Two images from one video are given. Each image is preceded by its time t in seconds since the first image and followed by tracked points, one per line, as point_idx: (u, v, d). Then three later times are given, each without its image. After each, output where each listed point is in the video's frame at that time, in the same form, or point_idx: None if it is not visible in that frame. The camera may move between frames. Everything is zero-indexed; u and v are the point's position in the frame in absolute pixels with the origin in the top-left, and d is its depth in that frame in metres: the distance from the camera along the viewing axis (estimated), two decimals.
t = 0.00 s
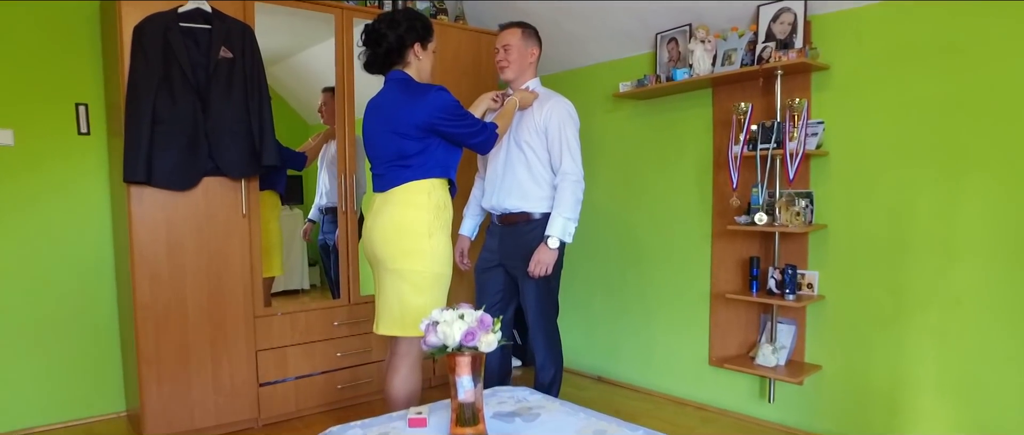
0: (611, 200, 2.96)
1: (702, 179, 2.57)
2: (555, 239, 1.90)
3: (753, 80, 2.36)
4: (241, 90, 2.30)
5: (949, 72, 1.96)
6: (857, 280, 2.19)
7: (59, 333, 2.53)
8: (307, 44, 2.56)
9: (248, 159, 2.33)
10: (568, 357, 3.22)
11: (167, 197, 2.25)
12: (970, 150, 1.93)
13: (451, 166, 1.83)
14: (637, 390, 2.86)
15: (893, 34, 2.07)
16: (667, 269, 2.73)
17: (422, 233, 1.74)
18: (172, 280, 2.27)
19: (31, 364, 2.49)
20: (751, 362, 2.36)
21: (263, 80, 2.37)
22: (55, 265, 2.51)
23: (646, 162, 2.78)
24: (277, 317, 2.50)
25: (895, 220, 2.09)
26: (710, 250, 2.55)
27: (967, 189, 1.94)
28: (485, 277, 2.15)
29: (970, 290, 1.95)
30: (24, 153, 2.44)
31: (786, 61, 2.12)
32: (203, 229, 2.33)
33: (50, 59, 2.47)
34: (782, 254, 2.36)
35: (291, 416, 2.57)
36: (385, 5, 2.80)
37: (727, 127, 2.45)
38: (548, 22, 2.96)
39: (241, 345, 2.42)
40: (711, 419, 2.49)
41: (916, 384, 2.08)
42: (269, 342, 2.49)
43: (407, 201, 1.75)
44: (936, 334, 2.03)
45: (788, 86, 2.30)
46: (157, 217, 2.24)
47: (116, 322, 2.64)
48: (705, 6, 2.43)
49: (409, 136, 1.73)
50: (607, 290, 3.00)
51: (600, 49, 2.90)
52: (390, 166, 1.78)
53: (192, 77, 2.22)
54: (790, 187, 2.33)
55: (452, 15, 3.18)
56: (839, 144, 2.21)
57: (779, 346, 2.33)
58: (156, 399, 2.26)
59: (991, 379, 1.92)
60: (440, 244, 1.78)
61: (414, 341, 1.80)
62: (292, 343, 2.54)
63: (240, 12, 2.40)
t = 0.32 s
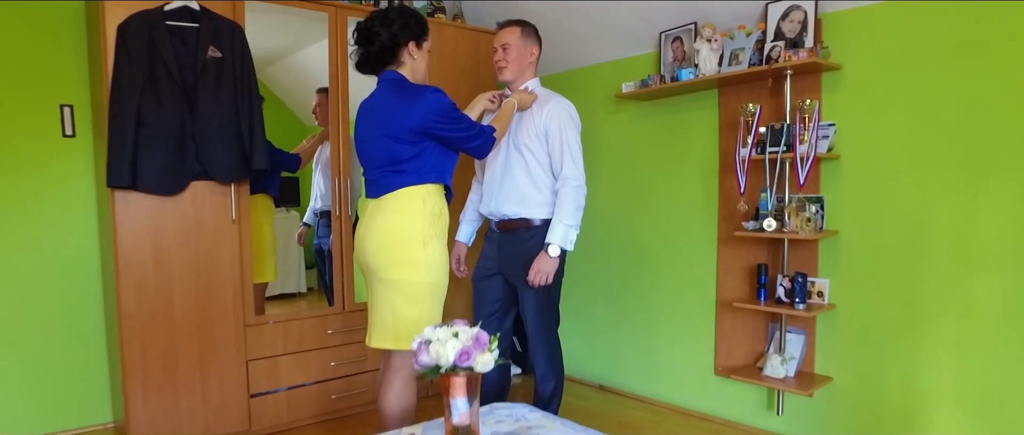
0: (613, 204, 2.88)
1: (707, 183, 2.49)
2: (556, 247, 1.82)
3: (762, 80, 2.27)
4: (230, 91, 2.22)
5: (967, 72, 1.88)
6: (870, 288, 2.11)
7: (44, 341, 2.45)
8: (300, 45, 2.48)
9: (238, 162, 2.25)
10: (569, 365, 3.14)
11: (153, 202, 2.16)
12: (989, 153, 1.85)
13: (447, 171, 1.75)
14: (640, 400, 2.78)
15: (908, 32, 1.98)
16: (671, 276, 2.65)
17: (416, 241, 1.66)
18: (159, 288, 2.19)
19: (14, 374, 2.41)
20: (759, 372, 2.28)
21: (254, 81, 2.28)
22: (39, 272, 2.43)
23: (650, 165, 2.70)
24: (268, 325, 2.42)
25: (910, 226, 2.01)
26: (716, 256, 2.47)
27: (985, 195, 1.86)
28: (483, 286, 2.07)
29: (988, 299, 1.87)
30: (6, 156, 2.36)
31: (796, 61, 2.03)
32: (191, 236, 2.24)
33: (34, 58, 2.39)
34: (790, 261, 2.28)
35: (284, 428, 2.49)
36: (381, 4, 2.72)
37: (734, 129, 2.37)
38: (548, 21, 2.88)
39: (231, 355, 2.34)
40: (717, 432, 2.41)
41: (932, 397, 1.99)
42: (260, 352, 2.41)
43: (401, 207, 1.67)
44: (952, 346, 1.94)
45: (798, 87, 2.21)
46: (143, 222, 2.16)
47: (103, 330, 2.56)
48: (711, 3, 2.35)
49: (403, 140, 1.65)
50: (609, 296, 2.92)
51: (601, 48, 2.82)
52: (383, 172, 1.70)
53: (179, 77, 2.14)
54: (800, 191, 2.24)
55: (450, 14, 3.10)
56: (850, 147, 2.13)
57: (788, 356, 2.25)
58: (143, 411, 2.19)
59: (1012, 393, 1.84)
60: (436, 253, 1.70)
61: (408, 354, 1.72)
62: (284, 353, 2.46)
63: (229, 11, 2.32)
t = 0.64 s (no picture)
0: (615, 212, 2.79)
1: (713, 191, 2.40)
2: (556, 262, 1.73)
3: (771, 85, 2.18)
4: (215, 97, 2.13)
5: (987, 77, 1.78)
6: (884, 303, 2.01)
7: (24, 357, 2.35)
8: (290, 48, 2.38)
9: (224, 170, 2.16)
10: (570, 378, 3.05)
11: (135, 213, 2.08)
12: (1011, 163, 1.75)
13: (440, 182, 1.66)
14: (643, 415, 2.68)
15: (924, 35, 1.89)
16: (675, 287, 2.56)
17: (407, 257, 1.57)
18: (141, 302, 2.11)
19: None
20: (768, 390, 2.19)
21: (241, 85, 2.19)
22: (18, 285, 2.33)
23: (653, 173, 2.61)
24: (257, 340, 2.34)
25: (927, 238, 1.92)
26: (722, 268, 2.38)
27: (1007, 206, 1.77)
28: (479, 300, 1.97)
29: (1011, 316, 1.77)
30: None
31: (807, 64, 1.94)
32: (175, 247, 2.16)
33: (14, 61, 2.30)
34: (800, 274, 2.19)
35: None
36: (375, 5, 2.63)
37: (741, 136, 2.28)
38: (548, 24, 2.79)
39: (217, 371, 2.25)
40: None
41: (950, 418, 1.90)
42: (249, 367, 2.32)
43: (391, 221, 1.58)
44: (972, 364, 1.85)
45: (808, 92, 2.12)
46: (125, 234, 2.07)
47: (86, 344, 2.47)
48: (717, 4, 2.26)
49: (393, 150, 1.56)
50: (611, 307, 2.82)
51: (602, 51, 2.74)
52: (372, 183, 1.61)
53: (162, 82, 2.05)
54: (810, 201, 2.15)
55: (446, 16, 3.01)
56: (863, 155, 2.04)
57: (798, 374, 2.15)
58: (125, 430, 2.10)
59: None
60: (428, 269, 1.61)
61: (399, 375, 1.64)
62: (274, 368, 2.37)
63: (215, 12, 2.22)
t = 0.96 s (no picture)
0: (617, 226, 2.69)
1: (719, 205, 2.31)
2: (555, 283, 1.63)
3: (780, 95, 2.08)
4: (199, 108, 2.04)
5: (1009, 88, 1.69)
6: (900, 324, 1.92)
7: None
8: (278, 56, 2.30)
9: (208, 184, 2.07)
10: (570, 397, 2.94)
11: (114, 229, 1.99)
12: None
13: (432, 199, 1.56)
14: None
15: (941, 43, 1.80)
16: (680, 304, 2.46)
17: (394, 280, 1.48)
18: (120, 322, 2.01)
19: None
20: (778, 414, 2.09)
21: (226, 96, 2.10)
22: None
23: (656, 185, 2.52)
24: (243, 360, 2.25)
25: (945, 257, 1.82)
26: (728, 285, 2.29)
27: None
28: (473, 321, 1.88)
29: None
30: None
31: (818, 74, 1.84)
32: (156, 265, 2.06)
33: None
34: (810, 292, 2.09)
35: None
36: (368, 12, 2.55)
37: (748, 148, 2.19)
38: (547, 31, 2.71)
39: (201, 394, 2.15)
40: None
41: None
42: (234, 389, 2.23)
43: (378, 241, 1.48)
44: (994, 390, 1.75)
45: (818, 101, 2.02)
46: (103, 251, 1.98)
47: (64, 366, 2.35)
48: (723, 10, 2.16)
49: (380, 165, 1.46)
50: (613, 324, 2.72)
51: (603, 60, 2.65)
52: (358, 200, 1.52)
53: (143, 92, 1.96)
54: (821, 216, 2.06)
55: (442, 23, 2.92)
56: (877, 169, 1.94)
57: (809, 398, 2.05)
58: None
59: None
60: (417, 292, 1.51)
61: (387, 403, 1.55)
62: (261, 390, 2.28)
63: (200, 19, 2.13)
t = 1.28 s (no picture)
0: (619, 243, 2.60)
1: (725, 223, 2.21)
2: (553, 308, 1.54)
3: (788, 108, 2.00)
4: (183, 122, 1.95)
5: None
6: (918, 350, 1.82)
7: None
8: (266, 68, 2.21)
9: (192, 202, 1.98)
10: (571, 419, 2.84)
11: (92, 248, 1.90)
12: None
13: (423, 220, 1.46)
14: None
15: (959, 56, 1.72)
16: (685, 325, 2.36)
17: (382, 307, 1.38)
18: (98, 346, 1.92)
19: None
20: None
21: (212, 109, 2.01)
22: None
23: (660, 201, 2.43)
24: (230, 384, 2.16)
25: (965, 280, 1.73)
26: (736, 307, 2.19)
27: None
28: (468, 346, 1.78)
29: None
30: None
31: (831, 86, 1.76)
32: (138, 287, 1.97)
33: None
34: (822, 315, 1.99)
35: None
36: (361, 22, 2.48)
37: (755, 163, 2.11)
38: (546, 41, 2.63)
39: (184, 420, 2.06)
40: None
41: None
42: (220, 414, 2.14)
43: (364, 265, 1.39)
44: (1019, 423, 1.65)
45: (829, 115, 1.93)
46: (81, 272, 1.89)
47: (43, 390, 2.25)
48: (729, 20, 2.08)
49: (367, 185, 1.37)
50: (616, 344, 2.62)
51: (605, 71, 2.56)
52: (345, 221, 1.43)
53: (124, 106, 1.88)
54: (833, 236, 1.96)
55: (439, 34, 2.85)
56: (892, 187, 1.85)
57: (821, 426, 1.95)
58: None
59: None
60: (407, 319, 1.42)
61: None
62: (248, 415, 2.19)
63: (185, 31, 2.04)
